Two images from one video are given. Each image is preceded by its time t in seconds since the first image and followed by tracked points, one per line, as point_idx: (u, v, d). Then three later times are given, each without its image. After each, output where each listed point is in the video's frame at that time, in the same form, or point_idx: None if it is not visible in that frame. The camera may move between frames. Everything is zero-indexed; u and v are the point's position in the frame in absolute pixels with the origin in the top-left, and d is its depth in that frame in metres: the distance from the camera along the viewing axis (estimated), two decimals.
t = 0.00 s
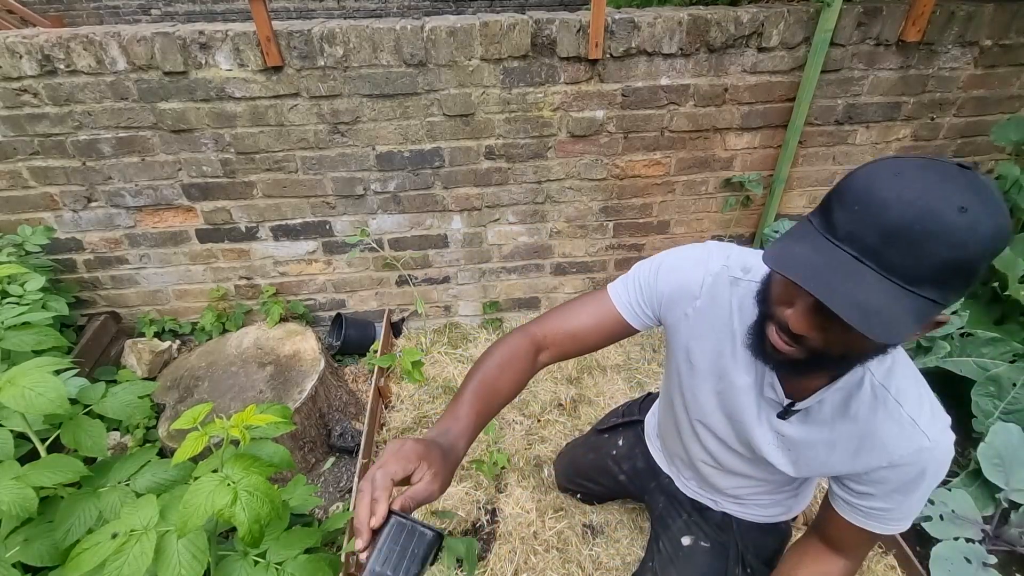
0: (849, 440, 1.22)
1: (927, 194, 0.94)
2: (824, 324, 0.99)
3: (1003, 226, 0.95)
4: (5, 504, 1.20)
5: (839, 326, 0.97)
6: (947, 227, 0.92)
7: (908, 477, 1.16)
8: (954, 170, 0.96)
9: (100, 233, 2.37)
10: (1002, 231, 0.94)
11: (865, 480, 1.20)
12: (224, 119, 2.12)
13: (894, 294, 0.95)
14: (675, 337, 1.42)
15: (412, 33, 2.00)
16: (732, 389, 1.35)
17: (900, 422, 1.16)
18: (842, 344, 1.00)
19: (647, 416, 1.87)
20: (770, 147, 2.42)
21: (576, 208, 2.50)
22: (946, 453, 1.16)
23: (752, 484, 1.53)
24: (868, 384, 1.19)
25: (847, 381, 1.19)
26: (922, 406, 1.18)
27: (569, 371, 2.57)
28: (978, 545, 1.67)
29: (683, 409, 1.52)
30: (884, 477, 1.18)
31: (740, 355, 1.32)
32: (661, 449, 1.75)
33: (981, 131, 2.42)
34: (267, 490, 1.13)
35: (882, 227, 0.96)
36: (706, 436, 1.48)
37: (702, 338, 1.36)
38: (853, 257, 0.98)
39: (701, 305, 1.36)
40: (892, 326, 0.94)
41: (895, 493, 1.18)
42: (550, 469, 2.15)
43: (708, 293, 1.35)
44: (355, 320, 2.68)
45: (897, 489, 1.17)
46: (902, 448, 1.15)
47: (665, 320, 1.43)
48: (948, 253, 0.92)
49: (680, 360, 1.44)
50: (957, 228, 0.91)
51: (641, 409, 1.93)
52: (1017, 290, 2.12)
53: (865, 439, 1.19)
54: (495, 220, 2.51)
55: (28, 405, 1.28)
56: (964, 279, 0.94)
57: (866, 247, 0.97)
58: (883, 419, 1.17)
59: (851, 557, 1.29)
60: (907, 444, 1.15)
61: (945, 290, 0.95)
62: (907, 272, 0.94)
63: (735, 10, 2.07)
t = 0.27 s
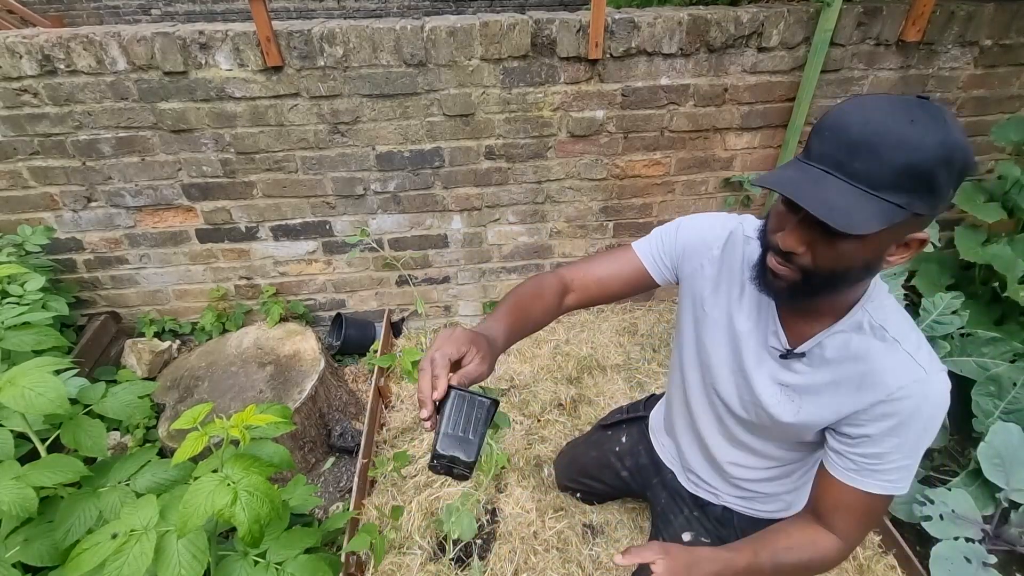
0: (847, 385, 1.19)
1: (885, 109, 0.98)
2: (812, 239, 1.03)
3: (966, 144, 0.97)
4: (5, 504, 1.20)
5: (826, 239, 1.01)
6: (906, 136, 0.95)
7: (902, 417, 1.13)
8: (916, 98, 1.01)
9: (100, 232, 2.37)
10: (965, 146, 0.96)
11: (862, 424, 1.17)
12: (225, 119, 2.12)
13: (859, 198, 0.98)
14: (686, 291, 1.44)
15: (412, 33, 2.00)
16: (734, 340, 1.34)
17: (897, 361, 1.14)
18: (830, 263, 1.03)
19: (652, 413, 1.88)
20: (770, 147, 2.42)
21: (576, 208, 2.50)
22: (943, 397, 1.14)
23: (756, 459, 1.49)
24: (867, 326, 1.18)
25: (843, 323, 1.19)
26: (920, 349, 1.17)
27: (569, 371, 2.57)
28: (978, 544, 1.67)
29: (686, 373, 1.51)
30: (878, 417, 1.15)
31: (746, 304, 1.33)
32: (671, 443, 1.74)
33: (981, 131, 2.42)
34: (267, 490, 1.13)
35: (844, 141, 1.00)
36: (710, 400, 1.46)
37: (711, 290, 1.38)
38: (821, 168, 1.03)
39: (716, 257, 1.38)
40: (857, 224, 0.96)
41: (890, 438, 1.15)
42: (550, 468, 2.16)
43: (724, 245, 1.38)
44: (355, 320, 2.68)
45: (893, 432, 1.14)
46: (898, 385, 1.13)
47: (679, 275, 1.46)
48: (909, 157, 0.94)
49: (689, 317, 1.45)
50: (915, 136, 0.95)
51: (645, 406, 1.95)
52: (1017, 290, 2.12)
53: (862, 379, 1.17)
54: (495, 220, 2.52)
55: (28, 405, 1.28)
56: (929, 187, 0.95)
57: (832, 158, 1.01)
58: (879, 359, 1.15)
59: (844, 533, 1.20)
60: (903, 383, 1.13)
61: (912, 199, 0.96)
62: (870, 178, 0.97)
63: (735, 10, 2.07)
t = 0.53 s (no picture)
0: (841, 341, 1.24)
1: (877, 76, 1.10)
2: (810, 191, 1.14)
3: (952, 110, 1.07)
4: (5, 504, 1.20)
5: (823, 188, 1.12)
6: (894, 95, 1.06)
7: (891, 369, 1.17)
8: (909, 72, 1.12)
9: (100, 232, 2.37)
10: (951, 109, 1.06)
11: (852, 375, 1.22)
12: (224, 119, 2.12)
13: (849, 144, 1.08)
14: (702, 260, 1.55)
15: (412, 33, 2.00)
16: (743, 302, 1.43)
17: (895, 320, 1.20)
18: (826, 213, 1.13)
19: (653, 412, 2.00)
20: (769, 147, 2.42)
21: (576, 208, 2.50)
22: (937, 359, 1.17)
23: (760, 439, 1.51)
24: (869, 290, 1.24)
25: (845, 285, 1.26)
26: (920, 317, 1.22)
27: (569, 371, 2.57)
28: (978, 544, 1.67)
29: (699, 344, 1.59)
30: (868, 367, 1.20)
31: (757, 270, 1.43)
32: (681, 438, 1.78)
33: (981, 131, 2.42)
34: (267, 490, 1.13)
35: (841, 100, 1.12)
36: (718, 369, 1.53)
37: (726, 258, 1.50)
38: (818, 124, 1.15)
39: (733, 228, 1.52)
40: (845, 165, 1.07)
41: (878, 389, 1.18)
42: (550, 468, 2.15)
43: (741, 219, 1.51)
44: (355, 320, 2.68)
45: (880, 382, 1.18)
46: (891, 340, 1.18)
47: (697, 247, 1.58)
48: (895, 110, 1.05)
49: (703, 285, 1.55)
50: (903, 95, 1.06)
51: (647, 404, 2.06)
52: (1018, 290, 2.11)
53: (856, 333, 1.22)
54: (495, 220, 2.52)
55: (28, 405, 1.28)
56: (916, 139, 1.05)
57: (828, 116, 1.14)
58: (877, 317, 1.21)
59: (805, 496, 1.14)
60: (897, 338, 1.18)
61: (899, 148, 1.06)
62: (861, 128, 1.08)
63: (735, 10, 2.07)
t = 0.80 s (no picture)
0: (835, 330, 1.27)
1: (898, 66, 1.12)
2: (826, 172, 1.15)
3: (968, 107, 1.08)
4: (5, 504, 1.20)
5: (838, 170, 1.13)
6: (914, 84, 1.08)
7: (880, 361, 1.21)
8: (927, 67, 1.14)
9: (100, 232, 2.37)
10: (966, 104, 1.08)
11: (840, 365, 1.25)
12: (224, 119, 2.12)
13: (868, 125, 1.09)
14: (712, 243, 1.55)
15: (412, 33, 2.00)
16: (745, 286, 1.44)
17: (890, 315, 1.23)
18: (839, 196, 1.14)
19: (653, 408, 2.02)
20: (769, 146, 2.42)
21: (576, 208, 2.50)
22: (927, 355, 1.21)
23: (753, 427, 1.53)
24: (868, 282, 1.27)
25: (846, 276, 1.28)
26: (916, 313, 1.24)
27: (569, 371, 2.57)
28: (978, 544, 1.67)
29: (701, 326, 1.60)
30: (856, 358, 1.23)
31: (763, 255, 1.43)
32: (679, 419, 1.79)
33: (981, 132, 2.42)
34: (267, 490, 1.13)
35: (863, 86, 1.13)
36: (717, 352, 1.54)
37: (733, 242, 1.50)
38: (838, 106, 1.15)
39: (745, 215, 1.51)
40: (863, 144, 1.07)
41: (864, 381, 1.22)
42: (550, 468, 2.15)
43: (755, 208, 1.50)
44: (355, 320, 2.68)
45: (866, 373, 1.22)
46: (884, 333, 1.21)
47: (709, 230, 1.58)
48: (916, 98, 1.06)
49: (708, 269, 1.56)
50: (923, 85, 1.07)
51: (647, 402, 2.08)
52: (1018, 289, 2.11)
53: (854, 323, 1.24)
54: (495, 220, 2.52)
55: (29, 405, 1.28)
56: (932, 128, 1.06)
57: (849, 98, 1.14)
58: (873, 311, 1.24)
59: (775, 470, 1.29)
60: (890, 332, 1.21)
61: (915, 135, 1.07)
62: (883, 111, 1.08)
63: (735, 10, 2.08)
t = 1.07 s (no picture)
0: (841, 332, 1.27)
1: (929, 75, 1.12)
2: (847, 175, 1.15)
3: (994, 122, 1.10)
4: (5, 504, 1.20)
5: (859, 174, 1.13)
6: (944, 94, 1.08)
7: (882, 364, 1.21)
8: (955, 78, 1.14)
9: (100, 233, 2.37)
10: (994, 117, 1.08)
11: (842, 365, 1.25)
12: (224, 119, 2.12)
13: (897, 130, 1.09)
14: (724, 239, 1.54)
15: (412, 33, 2.00)
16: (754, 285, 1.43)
17: (897, 320, 1.23)
18: (859, 200, 1.14)
19: (653, 408, 2.02)
20: (770, 147, 2.42)
21: (576, 208, 2.50)
22: (931, 362, 1.21)
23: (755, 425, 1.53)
24: (877, 288, 1.27)
25: (856, 281, 1.28)
26: (923, 321, 1.25)
27: (569, 371, 2.57)
28: (978, 544, 1.67)
29: (708, 323, 1.60)
30: (859, 361, 1.23)
31: (774, 255, 1.42)
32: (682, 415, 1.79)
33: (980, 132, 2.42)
34: (267, 490, 1.13)
35: (896, 91, 1.12)
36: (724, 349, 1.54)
37: (745, 240, 1.49)
38: (867, 109, 1.15)
39: (759, 212, 1.50)
40: (891, 148, 1.07)
41: (864, 382, 1.23)
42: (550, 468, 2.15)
43: (771, 207, 1.48)
44: (355, 320, 2.68)
45: (866, 375, 1.23)
46: (889, 338, 1.22)
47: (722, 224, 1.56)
48: (945, 108, 1.07)
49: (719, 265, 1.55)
50: (953, 96, 1.08)
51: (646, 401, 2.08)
52: (1017, 288, 2.11)
53: (862, 325, 1.25)
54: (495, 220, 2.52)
55: (29, 405, 1.28)
56: (959, 139, 1.07)
57: (878, 103, 1.14)
58: (880, 315, 1.24)
59: (764, 457, 1.29)
60: (896, 338, 1.21)
61: (943, 145, 1.07)
62: (912, 118, 1.08)
63: (735, 10, 2.08)
